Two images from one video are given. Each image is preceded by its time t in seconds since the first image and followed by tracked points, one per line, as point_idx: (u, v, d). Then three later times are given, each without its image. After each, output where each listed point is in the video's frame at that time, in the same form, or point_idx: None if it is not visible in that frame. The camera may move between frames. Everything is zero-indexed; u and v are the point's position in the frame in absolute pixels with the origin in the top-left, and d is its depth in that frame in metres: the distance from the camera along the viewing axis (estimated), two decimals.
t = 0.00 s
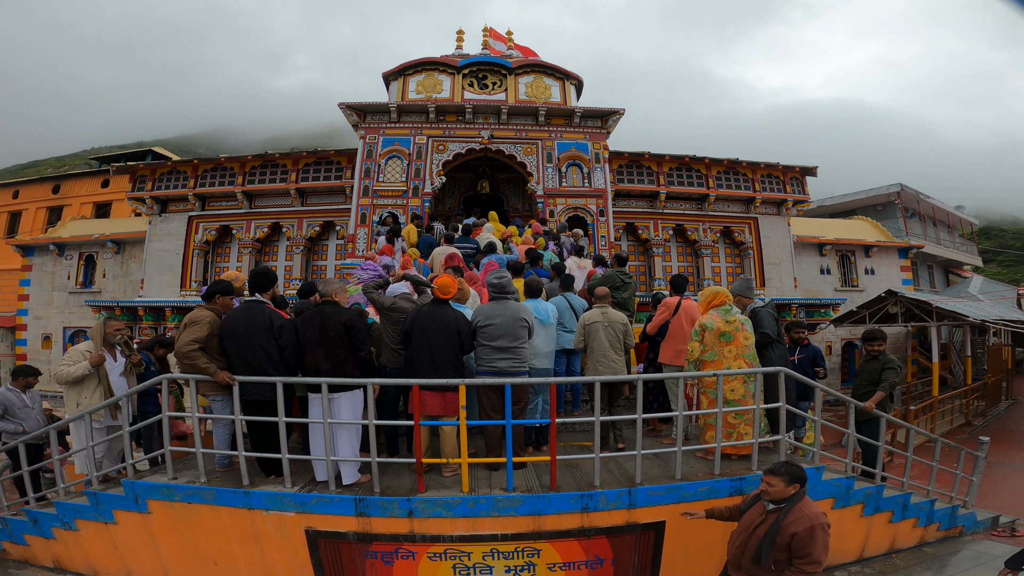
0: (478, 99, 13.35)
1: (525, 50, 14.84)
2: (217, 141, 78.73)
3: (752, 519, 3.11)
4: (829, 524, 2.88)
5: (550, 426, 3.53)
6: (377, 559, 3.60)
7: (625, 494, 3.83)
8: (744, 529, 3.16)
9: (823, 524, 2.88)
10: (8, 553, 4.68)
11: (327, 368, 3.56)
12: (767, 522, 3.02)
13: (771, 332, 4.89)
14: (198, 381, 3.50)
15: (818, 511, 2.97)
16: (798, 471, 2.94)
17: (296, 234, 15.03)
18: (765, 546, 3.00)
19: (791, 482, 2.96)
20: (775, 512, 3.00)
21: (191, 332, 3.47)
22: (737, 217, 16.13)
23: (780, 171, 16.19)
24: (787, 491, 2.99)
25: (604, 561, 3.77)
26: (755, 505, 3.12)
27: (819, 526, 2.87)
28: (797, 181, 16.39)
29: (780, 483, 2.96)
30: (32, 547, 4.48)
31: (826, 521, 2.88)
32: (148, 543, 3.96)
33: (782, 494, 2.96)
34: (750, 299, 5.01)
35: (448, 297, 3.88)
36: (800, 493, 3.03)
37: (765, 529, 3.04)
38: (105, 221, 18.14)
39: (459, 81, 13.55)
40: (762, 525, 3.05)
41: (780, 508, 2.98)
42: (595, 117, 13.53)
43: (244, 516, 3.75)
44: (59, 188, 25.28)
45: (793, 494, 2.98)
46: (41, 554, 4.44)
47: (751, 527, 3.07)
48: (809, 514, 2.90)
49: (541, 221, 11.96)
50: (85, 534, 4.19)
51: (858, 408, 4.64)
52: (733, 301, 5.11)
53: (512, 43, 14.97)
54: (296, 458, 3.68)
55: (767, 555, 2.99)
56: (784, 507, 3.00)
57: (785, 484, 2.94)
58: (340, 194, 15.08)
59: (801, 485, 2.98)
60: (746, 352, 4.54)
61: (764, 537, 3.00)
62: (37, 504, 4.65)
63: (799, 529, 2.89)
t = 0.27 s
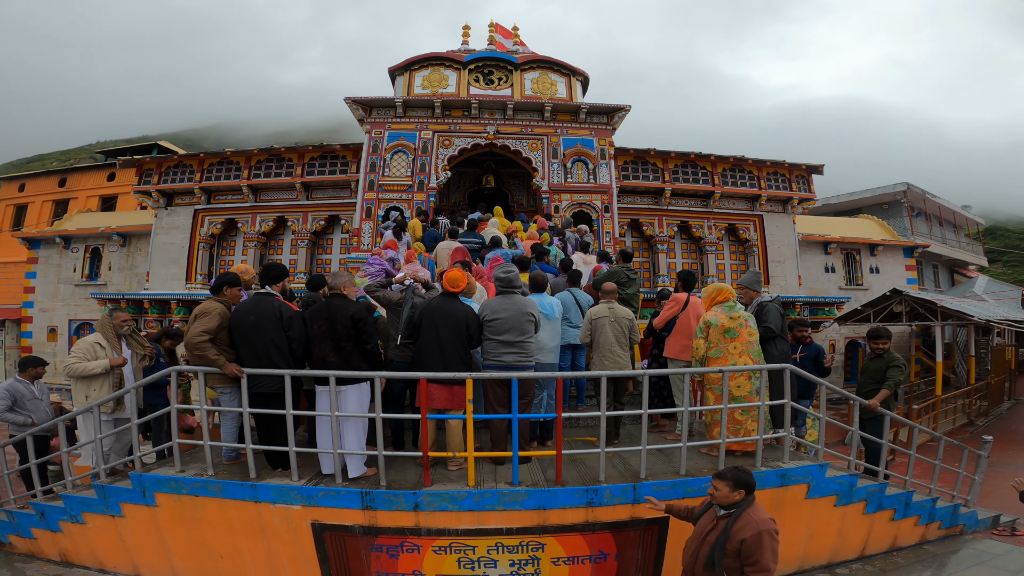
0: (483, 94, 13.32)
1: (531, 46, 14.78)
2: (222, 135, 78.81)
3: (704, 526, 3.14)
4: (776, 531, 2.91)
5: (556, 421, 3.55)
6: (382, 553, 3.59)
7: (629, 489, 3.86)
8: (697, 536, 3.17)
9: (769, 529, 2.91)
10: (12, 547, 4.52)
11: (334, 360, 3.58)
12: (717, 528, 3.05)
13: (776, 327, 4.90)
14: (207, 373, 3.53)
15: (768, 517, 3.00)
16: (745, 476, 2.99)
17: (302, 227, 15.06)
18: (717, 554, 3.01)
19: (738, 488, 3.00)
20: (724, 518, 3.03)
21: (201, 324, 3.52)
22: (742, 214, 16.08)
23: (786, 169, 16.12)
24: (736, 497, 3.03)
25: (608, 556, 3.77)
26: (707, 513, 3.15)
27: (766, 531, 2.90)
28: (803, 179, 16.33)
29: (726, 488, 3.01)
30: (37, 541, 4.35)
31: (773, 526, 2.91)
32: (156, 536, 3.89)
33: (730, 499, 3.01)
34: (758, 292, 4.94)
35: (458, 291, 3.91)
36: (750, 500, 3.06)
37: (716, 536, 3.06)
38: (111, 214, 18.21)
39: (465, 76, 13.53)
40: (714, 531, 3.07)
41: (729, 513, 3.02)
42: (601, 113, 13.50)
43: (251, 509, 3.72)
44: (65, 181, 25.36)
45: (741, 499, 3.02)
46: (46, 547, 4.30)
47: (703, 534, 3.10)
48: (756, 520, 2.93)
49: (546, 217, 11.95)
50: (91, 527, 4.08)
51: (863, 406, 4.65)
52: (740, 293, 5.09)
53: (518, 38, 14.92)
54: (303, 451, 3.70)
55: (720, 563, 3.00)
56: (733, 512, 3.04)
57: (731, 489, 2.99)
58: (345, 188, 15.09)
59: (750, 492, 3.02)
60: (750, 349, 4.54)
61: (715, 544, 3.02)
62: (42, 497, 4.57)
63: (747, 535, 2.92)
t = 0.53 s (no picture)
0: (489, 88, 13.25)
1: (537, 41, 14.70)
2: (225, 129, 78.82)
3: (656, 518, 3.13)
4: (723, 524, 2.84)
5: (561, 416, 3.54)
6: (386, 546, 3.60)
7: (634, 485, 3.85)
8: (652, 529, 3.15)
9: (715, 523, 2.84)
10: (17, 541, 4.52)
11: (340, 353, 3.58)
12: (666, 520, 3.02)
13: (780, 323, 4.86)
14: (213, 364, 3.52)
15: (718, 511, 2.93)
16: (691, 468, 2.96)
17: (306, 220, 15.08)
18: (666, 547, 2.99)
19: (686, 480, 2.97)
20: (673, 511, 3.01)
21: (208, 314, 3.52)
22: (748, 211, 16.02)
23: (793, 165, 16.02)
24: (685, 490, 3.00)
25: (611, 551, 3.78)
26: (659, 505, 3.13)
27: (712, 525, 2.83)
28: (809, 176, 16.23)
29: (674, 479, 2.99)
30: (43, 534, 4.35)
31: (720, 521, 2.85)
32: (161, 529, 3.88)
33: (678, 491, 2.98)
34: (764, 288, 4.91)
35: (462, 284, 3.89)
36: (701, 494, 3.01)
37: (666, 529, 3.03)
38: (116, 206, 18.25)
39: (470, 71, 13.47)
40: (664, 524, 3.05)
41: (677, 505, 2.99)
42: (606, 109, 13.43)
43: (255, 503, 3.71)
44: (70, 174, 25.42)
45: (689, 492, 2.98)
46: (51, 540, 4.31)
47: (654, 526, 3.08)
48: (702, 513, 2.89)
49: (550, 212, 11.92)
50: (96, 520, 4.07)
51: (868, 404, 4.63)
52: (747, 288, 5.07)
53: (524, 33, 14.84)
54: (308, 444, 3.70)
55: (668, 556, 2.98)
56: (683, 505, 3.00)
57: (678, 480, 2.96)
58: (349, 182, 15.08)
59: (700, 485, 2.98)
60: (753, 344, 4.52)
61: (663, 536, 2.99)
62: (48, 490, 4.56)
63: (692, 529, 2.88)
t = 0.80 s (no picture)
0: (492, 83, 13.17)
1: (541, 35, 14.60)
2: (227, 122, 78.66)
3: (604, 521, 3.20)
4: (663, 533, 2.89)
5: (561, 411, 3.52)
6: (384, 541, 3.59)
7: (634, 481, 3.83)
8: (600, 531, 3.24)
9: (655, 530, 2.90)
10: (16, 534, 4.53)
11: (340, 345, 3.55)
12: (611, 523, 3.10)
13: (782, 318, 4.81)
14: (213, 356, 3.50)
15: (661, 519, 2.99)
16: (640, 473, 3.01)
17: (308, 213, 15.04)
18: (609, 552, 3.06)
19: (630, 486, 3.03)
20: (617, 514, 3.07)
21: (209, 305, 3.49)
22: (751, 208, 15.94)
23: (797, 162, 15.94)
24: (631, 495, 3.06)
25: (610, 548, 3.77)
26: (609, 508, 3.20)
27: (650, 532, 2.90)
28: (813, 173, 16.15)
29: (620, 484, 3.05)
30: (41, 527, 4.35)
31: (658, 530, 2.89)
32: (159, 522, 3.87)
33: (623, 496, 3.04)
34: (765, 283, 4.88)
35: (462, 276, 3.86)
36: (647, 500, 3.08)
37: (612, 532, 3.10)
38: (117, 199, 18.23)
39: (473, 65, 13.39)
40: (609, 526, 3.13)
41: (622, 510, 3.05)
42: (610, 104, 13.35)
43: (254, 497, 3.70)
44: (72, 166, 25.41)
45: (633, 497, 3.04)
46: (49, 534, 4.30)
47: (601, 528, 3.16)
48: (643, 520, 2.95)
49: (553, 207, 11.87)
50: (94, 514, 4.06)
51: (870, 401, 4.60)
52: (747, 283, 5.04)
53: (527, 26, 14.74)
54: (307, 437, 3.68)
55: (611, 560, 3.05)
56: (628, 510, 3.06)
57: (623, 486, 3.02)
58: (351, 175, 15.03)
59: (645, 491, 3.04)
60: (752, 340, 4.49)
61: (607, 538, 3.07)
62: (47, 483, 4.55)
63: (632, 534, 2.94)
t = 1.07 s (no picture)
0: (493, 77, 13.09)
1: (543, 29, 14.51)
2: (228, 116, 78.47)
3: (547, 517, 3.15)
4: (593, 537, 2.79)
5: (560, 405, 3.49)
6: (382, 535, 3.58)
7: (633, 476, 3.81)
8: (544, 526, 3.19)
9: (585, 533, 2.81)
10: (13, 528, 4.52)
11: (337, 337, 3.52)
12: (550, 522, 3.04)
13: (784, 312, 4.81)
14: (211, 347, 3.47)
15: (596, 523, 2.88)
16: (579, 472, 2.94)
17: (308, 207, 14.99)
18: (546, 550, 3.02)
19: (570, 485, 2.95)
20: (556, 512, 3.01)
21: (207, 296, 3.46)
22: (753, 204, 15.88)
23: (800, 158, 15.86)
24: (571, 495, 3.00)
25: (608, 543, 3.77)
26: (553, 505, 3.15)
27: (581, 535, 2.81)
28: (816, 170, 16.07)
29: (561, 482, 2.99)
30: (38, 521, 4.34)
31: (591, 532, 2.81)
32: (155, 516, 3.86)
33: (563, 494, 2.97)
34: (766, 278, 4.85)
35: (460, 268, 3.83)
36: (589, 501, 2.98)
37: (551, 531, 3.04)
38: (118, 192, 18.19)
39: (475, 59, 13.30)
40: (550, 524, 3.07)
41: (561, 508, 2.98)
42: (612, 98, 13.27)
43: (250, 490, 3.68)
44: (73, 160, 25.35)
45: (572, 497, 2.96)
46: (45, 528, 4.30)
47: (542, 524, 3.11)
48: (575, 521, 2.88)
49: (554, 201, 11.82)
50: (91, 507, 4.05)
51: (871, 398, 4.58)
52: (748, 277, 4.99)
53: (530, 20, 14.64)
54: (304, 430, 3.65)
55: (547, 558, 3.01)
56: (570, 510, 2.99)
57: (563, 484, 2.96)
58: (352, 169, 14.98)
59: (585, 492, 2.96)
60: (754, 334, 4.46)
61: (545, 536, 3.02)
62: (44, 476, 4.54)
63: (564, 534, 2.89)
